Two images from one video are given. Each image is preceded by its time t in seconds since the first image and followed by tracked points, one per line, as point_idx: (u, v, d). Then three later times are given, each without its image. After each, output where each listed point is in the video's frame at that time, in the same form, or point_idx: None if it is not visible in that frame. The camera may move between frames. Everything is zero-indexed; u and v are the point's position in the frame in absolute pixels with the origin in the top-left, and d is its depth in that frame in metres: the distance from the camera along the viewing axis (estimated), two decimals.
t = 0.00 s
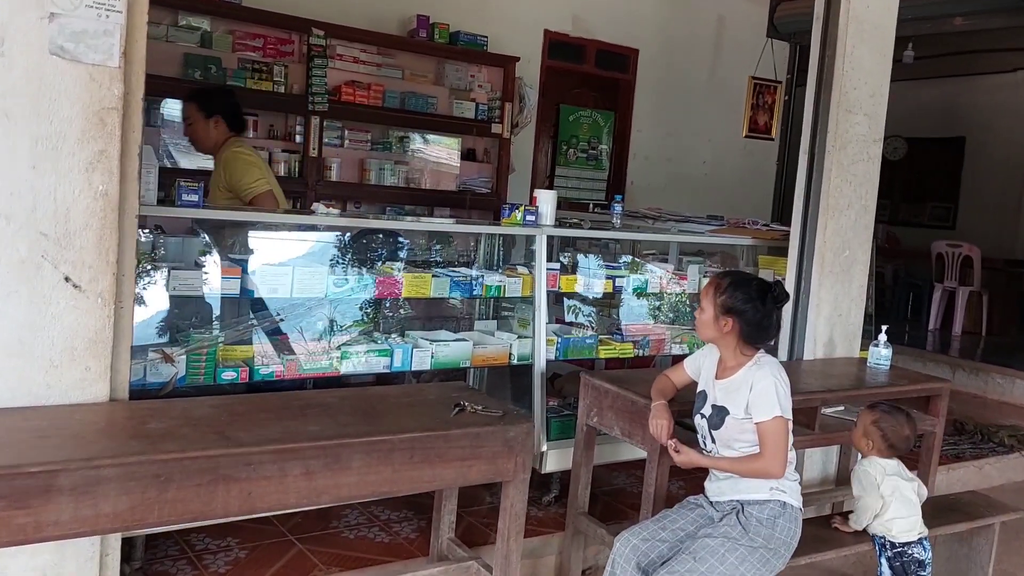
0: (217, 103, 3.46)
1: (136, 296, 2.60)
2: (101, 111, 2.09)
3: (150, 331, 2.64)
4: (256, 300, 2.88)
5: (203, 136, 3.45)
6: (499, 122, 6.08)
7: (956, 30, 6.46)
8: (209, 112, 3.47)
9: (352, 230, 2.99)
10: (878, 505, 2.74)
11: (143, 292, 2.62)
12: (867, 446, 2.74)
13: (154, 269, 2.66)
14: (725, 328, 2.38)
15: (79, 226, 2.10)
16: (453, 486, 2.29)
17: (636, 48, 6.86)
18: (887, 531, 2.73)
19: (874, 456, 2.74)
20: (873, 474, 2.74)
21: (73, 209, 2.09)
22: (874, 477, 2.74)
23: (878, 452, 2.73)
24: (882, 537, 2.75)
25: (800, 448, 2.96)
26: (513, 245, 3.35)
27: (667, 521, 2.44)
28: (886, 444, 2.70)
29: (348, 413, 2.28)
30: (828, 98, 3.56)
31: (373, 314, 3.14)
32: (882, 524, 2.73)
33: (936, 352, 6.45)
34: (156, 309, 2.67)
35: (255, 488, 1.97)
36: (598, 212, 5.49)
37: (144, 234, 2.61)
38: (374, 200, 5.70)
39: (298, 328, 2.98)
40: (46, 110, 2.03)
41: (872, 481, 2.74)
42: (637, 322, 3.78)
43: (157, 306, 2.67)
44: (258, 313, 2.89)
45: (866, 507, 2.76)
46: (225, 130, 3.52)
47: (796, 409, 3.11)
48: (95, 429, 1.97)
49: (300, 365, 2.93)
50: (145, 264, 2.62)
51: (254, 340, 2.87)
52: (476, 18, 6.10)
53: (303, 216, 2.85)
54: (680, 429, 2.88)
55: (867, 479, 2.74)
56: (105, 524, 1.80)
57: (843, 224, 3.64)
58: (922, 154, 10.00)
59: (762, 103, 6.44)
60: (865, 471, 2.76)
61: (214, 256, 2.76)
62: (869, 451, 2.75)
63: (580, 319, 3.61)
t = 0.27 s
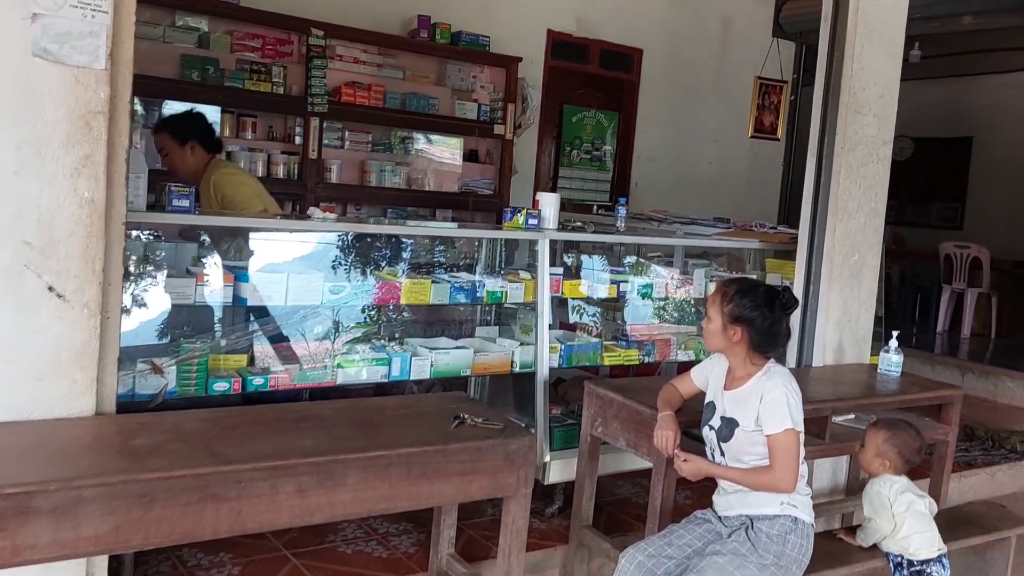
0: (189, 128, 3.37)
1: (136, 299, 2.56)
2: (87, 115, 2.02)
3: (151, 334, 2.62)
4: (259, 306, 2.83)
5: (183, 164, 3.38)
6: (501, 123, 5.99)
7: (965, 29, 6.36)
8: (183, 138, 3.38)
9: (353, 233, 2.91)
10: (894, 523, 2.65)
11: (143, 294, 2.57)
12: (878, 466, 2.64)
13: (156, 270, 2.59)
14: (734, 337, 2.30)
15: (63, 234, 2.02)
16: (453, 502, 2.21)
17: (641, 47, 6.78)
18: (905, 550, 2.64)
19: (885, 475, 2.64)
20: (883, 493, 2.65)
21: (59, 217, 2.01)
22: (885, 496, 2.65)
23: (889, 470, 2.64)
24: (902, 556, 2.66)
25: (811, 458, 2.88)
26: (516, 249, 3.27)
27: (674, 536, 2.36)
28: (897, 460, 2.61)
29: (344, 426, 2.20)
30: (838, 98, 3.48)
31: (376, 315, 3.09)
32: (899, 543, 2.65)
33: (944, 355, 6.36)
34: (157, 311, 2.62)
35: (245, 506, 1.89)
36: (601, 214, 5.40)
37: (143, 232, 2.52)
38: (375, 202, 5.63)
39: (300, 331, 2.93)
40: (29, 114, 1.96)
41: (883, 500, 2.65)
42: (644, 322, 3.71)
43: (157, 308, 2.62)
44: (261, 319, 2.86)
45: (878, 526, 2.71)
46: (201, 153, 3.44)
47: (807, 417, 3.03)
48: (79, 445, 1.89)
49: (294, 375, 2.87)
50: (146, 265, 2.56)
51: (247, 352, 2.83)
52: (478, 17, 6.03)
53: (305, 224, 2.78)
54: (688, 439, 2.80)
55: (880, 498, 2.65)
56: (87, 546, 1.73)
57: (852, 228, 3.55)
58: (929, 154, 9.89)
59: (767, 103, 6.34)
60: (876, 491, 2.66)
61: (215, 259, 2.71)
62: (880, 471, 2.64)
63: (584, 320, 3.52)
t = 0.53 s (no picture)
0: (215, 158, 3.46)
1: (145, 299, 2.53)
2: (83, 116, 1.96)
3: (160, 334, 2.59)
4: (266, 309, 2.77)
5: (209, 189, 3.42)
6: (509, 124, 5.92)
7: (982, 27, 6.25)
8: (209, 169, 3.45)
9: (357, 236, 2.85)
10: (912, 541, 2.58)
11: (152, 294, 2.55)
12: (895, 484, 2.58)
13: (163, 271, 2.57)
14: (750, 345, 2.22)
15: (58, 237, 1.96)
16: (459, 515, 2.14)
17: (651, 46, 6.70)
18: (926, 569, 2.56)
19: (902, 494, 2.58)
20: (899, 512, 2.58)
21: (53, 220, 1.96)
22: (900, 515, 2.58)
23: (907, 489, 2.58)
24: None
25: (827, 468, 2.80)
26: (524, 252, 3.20)
27: (686, 550, 2.28)
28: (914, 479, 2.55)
29: (347, 436, 2.14)
30: (855, 97, 3.39)
31: (384, 317, 3.04)
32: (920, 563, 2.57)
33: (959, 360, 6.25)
34: (166, 312, 2.59)
35: (244, 520, 1.83)
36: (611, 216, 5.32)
37: (150, 233, 2.48)
38: (382, 204, 5.57)
39: (308, 334, 2.88)
40: (22, 114, 1.90)
41: (899, 519, 2.59)
42: (654, 323, 3.63)
43: (166, 309, 2.59)
44: (268, 323, 2.81)
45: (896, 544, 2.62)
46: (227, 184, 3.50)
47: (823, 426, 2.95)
48: (74, 456, 1.83)
49: (297, 382, 2.80)
50: (153, 266, 2.54)
51: (249, 356, 2.77)
52: (486, 17, 5.96)
53: (309, 228, 2.73)
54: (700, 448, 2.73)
55: (895, 516, 2.58)
56: (80, 562, 1.67)
57: (869, 230, 3.47)
58: (943, 155, 9.78)
59: (779, 103, 6.26)
60: (891, 511, 2.59)
61: (223, 261, 2.70)
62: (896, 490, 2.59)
63: (593, 321, 3.46)
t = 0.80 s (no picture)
0: (275, 171, 3.57)
1: (151, 297, 2.50)
2: (81, 113, 1.92)
3: (165, 334, 2.55)
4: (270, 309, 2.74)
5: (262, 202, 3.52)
6: (516, 123, 5.87)
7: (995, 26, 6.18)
8: (268, 179, 3.55)
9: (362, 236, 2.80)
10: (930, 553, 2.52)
11: (159, 293, 2.52)
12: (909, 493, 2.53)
13: (169, 270, 2.54)
14: (761, 350, 2.17)
15: (55, 236, 1.92)
16: (464, 522, 2.09)
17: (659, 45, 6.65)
18: None
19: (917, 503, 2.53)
20: (916, 523, 2.53)
21: (50, 218, 1.91)
22: (918, 527, 2.53)
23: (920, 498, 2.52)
24: None
25: (839, 475, 2.74)
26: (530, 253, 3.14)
27: (696, 559, 2.23)
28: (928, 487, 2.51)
29: (350, 441, 2.09)
30: (869, 96, 3.33)
31: (390, 318, 2.99)
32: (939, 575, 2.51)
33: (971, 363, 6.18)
34: (172, 312, 2.56)
35: (243, 527, 1.78)
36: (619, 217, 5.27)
37: (157, 233, 2.46)
38: (387, 203, 5.53)
39: (314, 335, 2.85)
40: (18, 110, 1.86)
41: (916, 531, 2.53)
42: (660, 323, 3.59)
43: (173, 308, 2.56)
44: (273, 323, 2.77)
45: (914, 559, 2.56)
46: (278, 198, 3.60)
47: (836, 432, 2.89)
48: (70, 461, 1.79)
49: (300, 385, 2.75)
50: (159, 265, 2.51)
51: (251, 359, 2.73)
52: (493, 15, 5.92)
53: (312, 229, 2.68)
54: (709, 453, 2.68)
55: (912, 528, 2.53)
56: (74, 569, 1.63)
57: (883, 232, 3.41)
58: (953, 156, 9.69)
59: (789, 102, 6.20)
60: (907, 522, 2.54)
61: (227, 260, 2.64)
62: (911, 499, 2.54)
63: (599, 323, 3.40)
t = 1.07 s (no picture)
0: (318, 166, 3.55)
1: (158, 296, 2.48)
2: (81, 107, 1.89)
3: (169, 331, 2.53)
4: (273, 308, 2.71)
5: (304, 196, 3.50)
6: (522, 122, 5.83)
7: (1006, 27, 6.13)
8: (312, 174, 3.53)
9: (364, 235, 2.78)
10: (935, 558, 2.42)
11: (165, 291, 2.49)
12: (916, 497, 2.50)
13: (175, 268, 2.51)
14: (770, 352, 2.13)
15: (55, 230, 1.89)
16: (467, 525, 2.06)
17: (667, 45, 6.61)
18: None
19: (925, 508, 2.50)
20: (922, 529, 2.46)
21: (49, 214, 1.88)
22: (923, 532, 2.46)
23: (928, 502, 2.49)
24: None
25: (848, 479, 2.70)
26: (536, 252, 3.12)
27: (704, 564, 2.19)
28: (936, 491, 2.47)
29: (351, 442, 2.06)
30: (880, 96, 3.29)
31: (394, 317, 2.97)
32: None
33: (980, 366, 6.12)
34: (178, 309, 2.54)
35: (243, 529, 1.75)
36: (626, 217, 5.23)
37: (163, 230, 2.44)
38: (393, 202, 5.50)
39: (319, 334, 2.82)
40: (17, 104, 1.84)
41: (922, 536, 2.45)
42: (665, 325, 3.55)
43: (179, 305, 2.54)
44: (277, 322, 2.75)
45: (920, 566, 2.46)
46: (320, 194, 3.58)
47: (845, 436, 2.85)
48: (66, 460, 1.76)
49: (302, 384, 2.72)
50: (166, 263, 2.49)
51: (254, 356, 2.70)
52: (500, 14, 5.89)
53: (316, 226, 2.66)
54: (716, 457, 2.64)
55: (916, 534, 2.46)
56: (69, 571, 1.60)
57: (893, 233, 3.37)
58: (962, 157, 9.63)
59: (798, 103, 6.18)
60: (913, 528, 2.48)
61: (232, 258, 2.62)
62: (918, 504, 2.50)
63: (604, 324, 3.37)
